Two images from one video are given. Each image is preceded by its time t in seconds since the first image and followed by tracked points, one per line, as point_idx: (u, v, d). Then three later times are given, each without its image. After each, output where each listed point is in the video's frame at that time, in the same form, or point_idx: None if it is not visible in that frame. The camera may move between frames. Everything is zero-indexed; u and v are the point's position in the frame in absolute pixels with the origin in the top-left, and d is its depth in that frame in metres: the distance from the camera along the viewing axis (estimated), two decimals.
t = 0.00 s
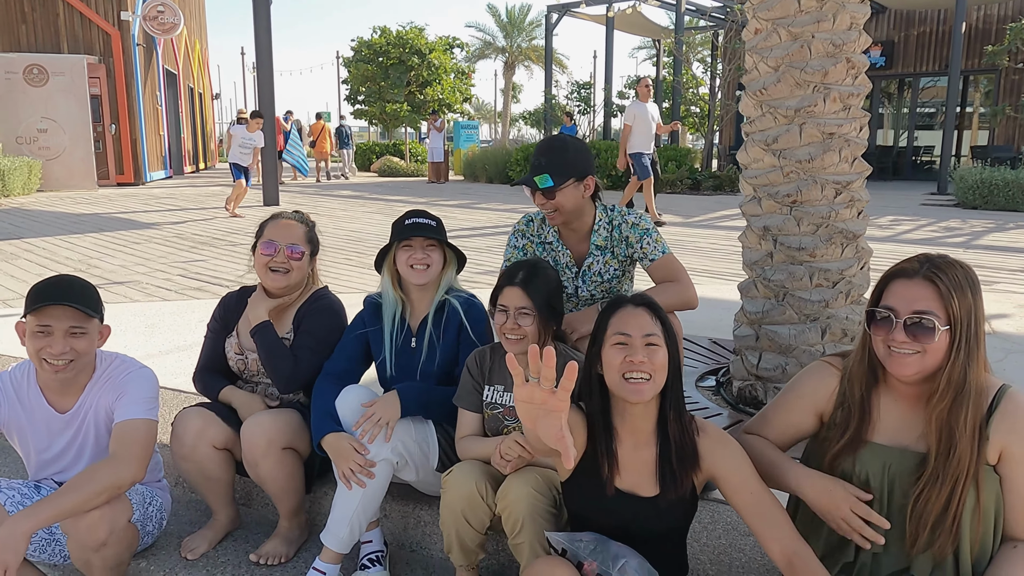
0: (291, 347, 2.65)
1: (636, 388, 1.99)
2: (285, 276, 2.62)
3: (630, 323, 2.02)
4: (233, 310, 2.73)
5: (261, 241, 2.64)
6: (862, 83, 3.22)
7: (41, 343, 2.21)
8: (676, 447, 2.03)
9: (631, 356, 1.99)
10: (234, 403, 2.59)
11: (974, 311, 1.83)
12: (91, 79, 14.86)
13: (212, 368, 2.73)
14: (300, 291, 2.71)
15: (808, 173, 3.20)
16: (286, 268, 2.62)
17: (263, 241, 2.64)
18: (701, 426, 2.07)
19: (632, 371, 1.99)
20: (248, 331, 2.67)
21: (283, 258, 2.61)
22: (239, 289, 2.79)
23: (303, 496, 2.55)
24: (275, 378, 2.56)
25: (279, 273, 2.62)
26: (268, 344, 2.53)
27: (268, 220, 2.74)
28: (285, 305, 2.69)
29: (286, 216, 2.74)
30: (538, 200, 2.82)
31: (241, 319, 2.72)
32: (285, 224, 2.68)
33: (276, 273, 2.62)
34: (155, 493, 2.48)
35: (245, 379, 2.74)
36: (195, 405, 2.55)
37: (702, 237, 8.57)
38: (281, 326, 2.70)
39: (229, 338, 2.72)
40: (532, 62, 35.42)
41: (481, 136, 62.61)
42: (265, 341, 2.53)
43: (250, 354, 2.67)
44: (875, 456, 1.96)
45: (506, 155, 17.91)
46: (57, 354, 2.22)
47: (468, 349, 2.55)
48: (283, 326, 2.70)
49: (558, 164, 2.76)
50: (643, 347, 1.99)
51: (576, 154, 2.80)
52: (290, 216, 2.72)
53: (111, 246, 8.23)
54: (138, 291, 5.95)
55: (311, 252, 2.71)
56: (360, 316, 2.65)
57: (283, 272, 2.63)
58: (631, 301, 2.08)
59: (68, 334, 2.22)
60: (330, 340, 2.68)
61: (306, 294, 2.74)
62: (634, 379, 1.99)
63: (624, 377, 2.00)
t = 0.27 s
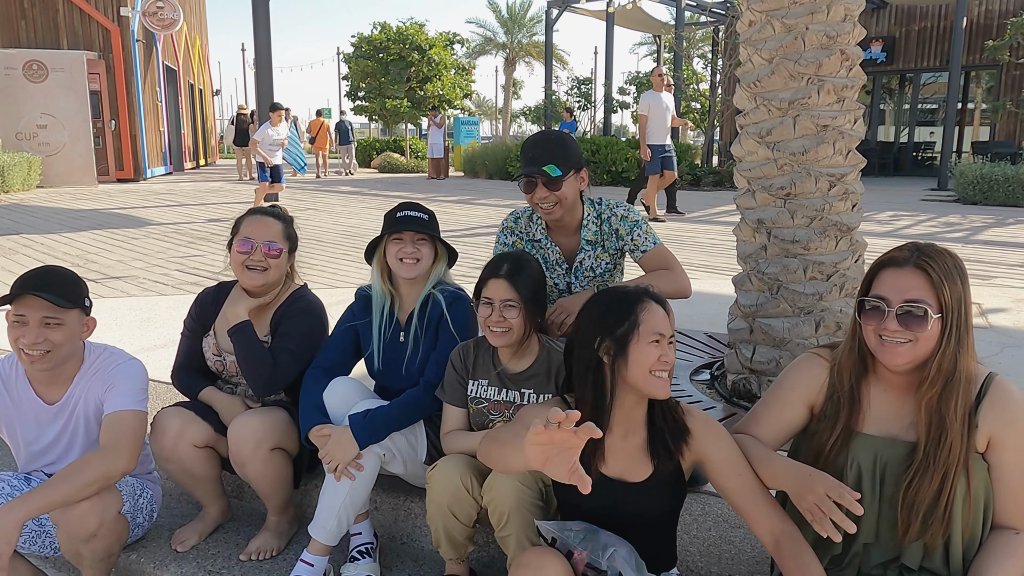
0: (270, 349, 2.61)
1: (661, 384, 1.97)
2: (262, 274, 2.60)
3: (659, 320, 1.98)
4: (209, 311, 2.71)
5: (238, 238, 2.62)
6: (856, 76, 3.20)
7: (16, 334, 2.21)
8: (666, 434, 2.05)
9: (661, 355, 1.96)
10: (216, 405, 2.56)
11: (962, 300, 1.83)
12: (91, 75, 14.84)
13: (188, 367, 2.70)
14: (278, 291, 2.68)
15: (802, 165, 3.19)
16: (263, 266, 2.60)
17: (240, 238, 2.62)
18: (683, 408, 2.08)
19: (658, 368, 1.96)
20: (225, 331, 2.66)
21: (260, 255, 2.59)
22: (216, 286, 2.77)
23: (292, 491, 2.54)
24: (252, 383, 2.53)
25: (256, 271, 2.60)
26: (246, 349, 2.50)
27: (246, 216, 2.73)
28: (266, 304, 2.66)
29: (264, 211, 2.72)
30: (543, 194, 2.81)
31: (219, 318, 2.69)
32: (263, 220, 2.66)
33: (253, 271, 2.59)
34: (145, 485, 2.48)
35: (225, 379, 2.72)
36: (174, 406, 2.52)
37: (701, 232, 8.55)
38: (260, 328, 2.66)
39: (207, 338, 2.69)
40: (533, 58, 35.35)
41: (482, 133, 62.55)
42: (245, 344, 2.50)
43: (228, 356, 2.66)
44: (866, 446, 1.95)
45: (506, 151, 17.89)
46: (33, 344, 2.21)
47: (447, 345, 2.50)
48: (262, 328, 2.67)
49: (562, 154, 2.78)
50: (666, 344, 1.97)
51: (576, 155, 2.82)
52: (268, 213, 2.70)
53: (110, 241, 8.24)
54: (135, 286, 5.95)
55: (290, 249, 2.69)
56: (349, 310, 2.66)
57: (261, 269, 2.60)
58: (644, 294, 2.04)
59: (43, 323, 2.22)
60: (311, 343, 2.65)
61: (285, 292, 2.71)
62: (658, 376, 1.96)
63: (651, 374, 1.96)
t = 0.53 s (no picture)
0: (258, 364, 2.56)
1: (646, 387, 1.99)
2: (249, 281, 2.52)
3: (654, 325, 1.99)
4: (197, 317, 2.65)
5: (225, 244, 2.53)
6: (857, 75, 3.19)
7: (8, 330, 2.20)
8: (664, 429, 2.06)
9: (650, 358, 1.98)
10: (209, 409, 2.54)
11: (955, 301, 1.84)
12: (93, 75, 14.85)
13: (178, 371, 2.66)
14: (267, 298, 2.61)
15: (802, 164, 3.18)
16: (249, 273, 2.52)
17: (225, 244, 2.53)
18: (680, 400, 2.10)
19: (644, 370, 1.98)
20: (214, 343, 2.58)
21: (246, 262, 2.50)
22: (203, 291, 2.70)
23: (289, 491, 2.54)
24: (243, 403, 2.47)
25: (243, 278, 2.51)
26: (235, 366, 2.43)
27: (231, 220, 2.64)
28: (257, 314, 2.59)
29: (251, 215, 2.63)
30: (551, 183, 2.83)
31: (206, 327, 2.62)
32: (249, 226, 2.57)
33: (240, 278, 2.51)
34: (142, 483, 2.48)
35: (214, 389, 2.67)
36: (164, 408, 2.51)
37: (702, 232, 8.54)
38: (248, 341, 2.59)
39: (195, 346, 2.63)
40: (535, 58, 35.32)
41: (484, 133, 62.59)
42: (234, 361, 2.43)
43: (216, 367, 2.59)
44: (866, 443, 1.94)
45: (507, 151, 17.87)
46: (25, 342, 2.21)
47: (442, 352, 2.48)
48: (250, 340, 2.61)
49: (571, 146, 2.85)
50: (656, 347, 1.99)
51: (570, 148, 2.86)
52: (255, 217, 2.61)
53: (112, 241, 8.24)
54: (135, 285, 5.95)
55: (278, 255, 2.60)
56: (344, 313, 2.66)
57: (247, 276, 2.52)
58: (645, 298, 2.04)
59: (39, 321, 2.21)
60: (302, 353, 2.61)
61: (275, 300, 2.64)
62: (643, 379, 1.98)
63: (636, 377, 1.98)
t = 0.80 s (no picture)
0: (257, 372, 2.56)
1: (620, 388, 2.01)
2: (244, 292, 2.52)
3: (632, 331, 2.00)
4: (192, 326, 2.63)
5: (218, 255, 2.53)
6: (862, 78, 3.18)
7: (20, 334, 2.21)
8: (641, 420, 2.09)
9: (624, 361, 2.00)
10: (209, 414, 2.54)
11: (944, 302, 1.84)
12: (98, 78, 14.87)
13: (176, 379, 2.66)
14: (263, 304, 2.61)
15: (807, 168, 3.17)
16: (244, 283, 2.52)
17: (217, 255, 2.52)
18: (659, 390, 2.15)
19: (617, 372, 2.00)
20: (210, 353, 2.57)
21: (240, 273, 2.50)
22: (198, 300, 2.69)
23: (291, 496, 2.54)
24: (240, 407, 2.46)
25: (237, 289, 2.51)
26: (234, 373, 2.43)
27: (224, 228, 2.62)
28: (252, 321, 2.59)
29: (242, 222, 2.62)
30: (562, 185, 2.83)
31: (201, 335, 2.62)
32: (242, 235, 2.56)
33: (234, 289, 2.51)
34: (144, 487, 2.47)
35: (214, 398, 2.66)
36: (165, 416, 2.51)
37: (705, 236, 8.52)
38: (246, 349, 2.59)
39: (192, 355, 2.63)
40: (538, 62, 35.35)
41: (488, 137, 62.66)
42: (232, 371, 2.43)
43: (214, 376, 2.58)
44: (866, 446, 1.94)
45: (511, 155, 17.88)
46: (37, 344, 2.22)
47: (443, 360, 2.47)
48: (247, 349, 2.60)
49: (581, 149, 2.88)
50: (633, 352, 2.00)
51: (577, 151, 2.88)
52: (246, 225, 2.60)
53: (115, 244, 8.24)
54: (139, 288, 5.95)
55: (271, 262, 2.60)
56: (344, 318, 2.66)
57: (241, 287, 2.52)
58: (628, 301, 2.03)
59: (47, 322, 2.22)
60: (301, 360, 2.60)
61: (272, 308, 2.64)
62: (616, 380, 2.00)
63: (610, 378, 2.00)
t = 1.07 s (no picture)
0: (253, 376, 2.53)
1: (580, 399, 2.00)
2: (246, 300, 2.52)
3: (577, 343, 1.97)
4: (185, 332, 2.60)
5: (215, 262, 2.51)
6: (865, 81, 3.16)
7: (28, 340, 2.19)
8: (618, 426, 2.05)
9: (575, 374, 1.97)
10: (206, 420, 2.51)
11: (932, 305, 1.80)
12: (99, 81, 14.89)
13: (170, 386, 2.63)
14: (259, 308, 2.59)
15: (809, 171, 3.14)
16: (246, 292, 2.52)
17: (216, 265, 2.50)
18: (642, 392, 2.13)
19: (575, 383, 1.98)
20: (205, 358, 2.56)
21: (241, 282, 2.50)
22: (191, 304, 2.66)
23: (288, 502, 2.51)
24: (237, 412, 2.43)
25: (239, 298, 2.51)
26: (230, 378, 2.40)
27: (215, 235, 2.59)
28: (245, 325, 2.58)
29: (233, 228, 2.59)
30: (572, 194, 2.81)
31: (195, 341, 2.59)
32: (238, 241, 2.54)
33: (236, 298, 2.51)
34: (140, 493, 2.44)
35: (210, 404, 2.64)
36: (160, 421, 2.49)
37: (706, 240, 8.49)
38: (241, 354, 2.59)
39: (187, 362, 2.60)
40: (539, 66, 35.38)
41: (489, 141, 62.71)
42: (228, 377, 2.40)
43: (209, 383, 2.56)
44: (867, 442, 1.91)
45: (512, 158, 17.88)
46: (46, 349, 2.21)
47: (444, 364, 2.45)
48: (244, 353, 2.59)
49: (588, 156, 2.86)
50: (588, 366, 1.97)
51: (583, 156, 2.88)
52: (240, 231, 2.58)
53: (115, 247, 8.22)
54: (138, 291, 5.93)
55: (268, 268, 2.59)
56: (342, 323, 2.63)
57: (243, 296, 2.52)
58: (582, 313, 2.00)
59: (53, 327, 2.22)
60: (298, 365, 2.58)
61: (266, 312, 2.62)
62: (576, 391, 1.99)
63: (569, 390, 1.99)
